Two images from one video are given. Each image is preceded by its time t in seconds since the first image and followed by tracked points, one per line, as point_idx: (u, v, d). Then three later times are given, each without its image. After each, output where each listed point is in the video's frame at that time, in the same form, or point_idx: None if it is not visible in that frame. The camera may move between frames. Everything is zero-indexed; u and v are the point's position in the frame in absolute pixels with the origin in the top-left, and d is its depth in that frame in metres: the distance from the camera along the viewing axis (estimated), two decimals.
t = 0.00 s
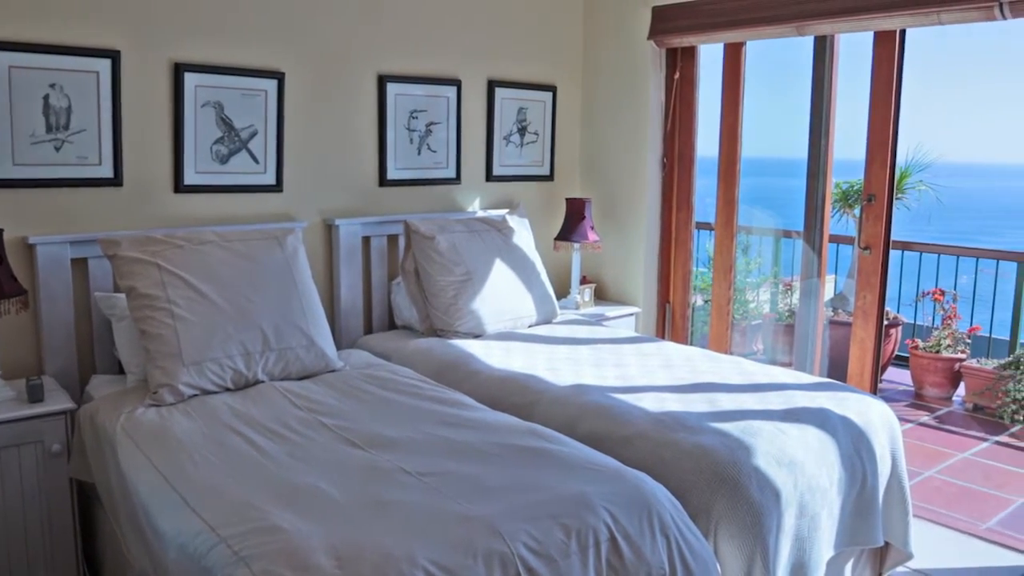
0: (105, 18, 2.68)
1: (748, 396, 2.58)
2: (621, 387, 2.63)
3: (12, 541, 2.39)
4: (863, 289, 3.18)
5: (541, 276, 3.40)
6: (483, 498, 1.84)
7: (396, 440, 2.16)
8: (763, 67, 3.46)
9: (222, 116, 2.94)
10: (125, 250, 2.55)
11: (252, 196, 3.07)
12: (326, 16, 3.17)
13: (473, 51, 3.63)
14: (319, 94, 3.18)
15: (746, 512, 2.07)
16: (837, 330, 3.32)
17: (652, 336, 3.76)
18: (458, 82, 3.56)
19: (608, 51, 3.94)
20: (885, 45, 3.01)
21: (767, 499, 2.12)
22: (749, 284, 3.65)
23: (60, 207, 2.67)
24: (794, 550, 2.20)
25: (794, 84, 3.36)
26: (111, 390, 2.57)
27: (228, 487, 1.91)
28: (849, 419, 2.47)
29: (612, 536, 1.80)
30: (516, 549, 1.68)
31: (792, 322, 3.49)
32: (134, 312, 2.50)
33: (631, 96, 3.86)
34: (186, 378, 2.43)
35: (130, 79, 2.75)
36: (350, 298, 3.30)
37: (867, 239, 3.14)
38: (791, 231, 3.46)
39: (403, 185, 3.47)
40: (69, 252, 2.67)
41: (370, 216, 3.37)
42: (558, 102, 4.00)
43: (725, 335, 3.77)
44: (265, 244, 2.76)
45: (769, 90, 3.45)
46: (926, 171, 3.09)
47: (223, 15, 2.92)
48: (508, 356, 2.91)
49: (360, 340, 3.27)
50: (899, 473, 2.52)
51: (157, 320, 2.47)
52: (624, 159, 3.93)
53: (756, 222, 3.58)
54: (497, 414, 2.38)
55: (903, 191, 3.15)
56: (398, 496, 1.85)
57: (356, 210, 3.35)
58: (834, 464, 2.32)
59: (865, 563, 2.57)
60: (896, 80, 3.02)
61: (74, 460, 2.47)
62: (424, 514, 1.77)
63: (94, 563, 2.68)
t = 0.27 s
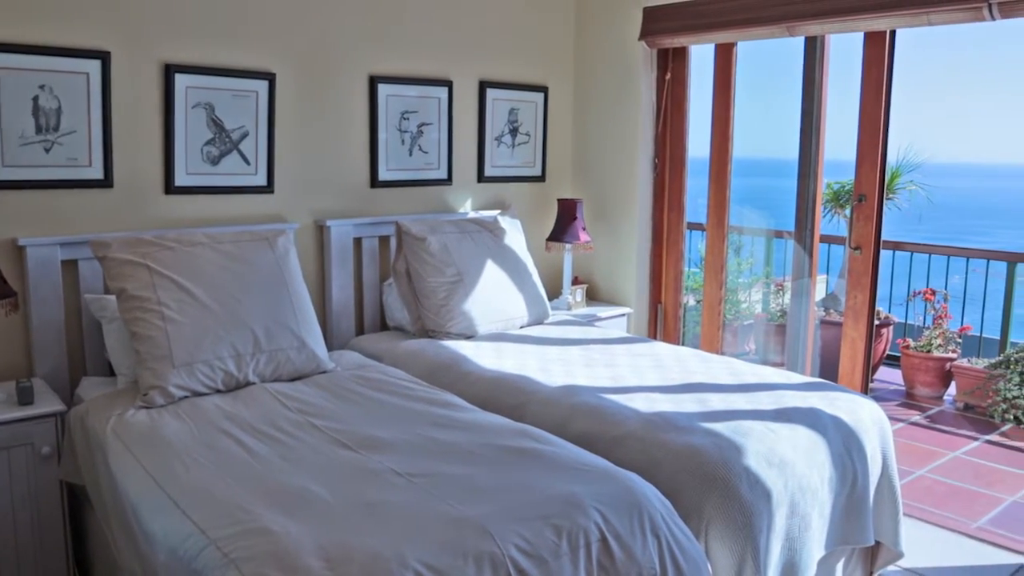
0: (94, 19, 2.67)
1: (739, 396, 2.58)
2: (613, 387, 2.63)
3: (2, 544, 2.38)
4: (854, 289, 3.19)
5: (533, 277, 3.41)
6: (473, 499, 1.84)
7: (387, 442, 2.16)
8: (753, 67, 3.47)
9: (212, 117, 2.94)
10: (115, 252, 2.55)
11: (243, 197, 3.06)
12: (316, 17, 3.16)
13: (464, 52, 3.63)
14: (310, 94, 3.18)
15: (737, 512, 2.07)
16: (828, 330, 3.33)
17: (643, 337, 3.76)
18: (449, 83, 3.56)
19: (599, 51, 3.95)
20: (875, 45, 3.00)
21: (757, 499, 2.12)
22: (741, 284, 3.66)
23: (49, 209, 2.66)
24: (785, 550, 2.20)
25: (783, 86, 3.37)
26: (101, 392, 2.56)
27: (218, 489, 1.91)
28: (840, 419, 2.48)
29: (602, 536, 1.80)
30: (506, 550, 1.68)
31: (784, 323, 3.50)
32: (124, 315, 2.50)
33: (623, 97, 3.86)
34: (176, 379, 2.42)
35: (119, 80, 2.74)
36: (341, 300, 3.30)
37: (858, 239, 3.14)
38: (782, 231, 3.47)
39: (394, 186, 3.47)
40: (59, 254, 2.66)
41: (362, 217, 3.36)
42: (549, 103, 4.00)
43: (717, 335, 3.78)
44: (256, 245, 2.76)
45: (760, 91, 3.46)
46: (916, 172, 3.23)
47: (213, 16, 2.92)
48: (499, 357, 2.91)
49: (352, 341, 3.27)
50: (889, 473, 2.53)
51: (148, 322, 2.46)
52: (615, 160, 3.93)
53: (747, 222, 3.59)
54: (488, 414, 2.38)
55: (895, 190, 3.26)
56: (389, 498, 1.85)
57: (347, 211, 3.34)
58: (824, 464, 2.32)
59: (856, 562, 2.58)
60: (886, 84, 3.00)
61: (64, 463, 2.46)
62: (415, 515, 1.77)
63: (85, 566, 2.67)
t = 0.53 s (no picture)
0: (82, 19, 2.66)
1: (728, 395, 2.59)
2: (602, 387, 2.63)
3: None
4: (842, 290, 3.20)
5: (522, 277, 3.41)
6: (462, 500, 1.84)
7: (376, 443, 2.16)
8: (742, 68, 3.48)
9: (201, 118, 2.93)
10: (104, 253, 2.54)
11: (232, 199, 3.05)
12: (305, 18, 3.16)
13: (454, 52, 3.63)
14: (299, 95, 3.17)
15: (726, 511, 2.08)
16: (818, 330, 3.34)
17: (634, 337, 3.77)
18: (438, 83, 3.57)
19: (589, 52, 3.95)
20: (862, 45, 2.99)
21: (746, 499, 2.12)
22: (731, 284, 3.66)
23: (37, 211, 2.64)
24: (774, 549, 2.21)
25: (772, 88, 3.38)
26: (90, 395, 2.56)
27: (207, 491, 1.90)
28: (829, 418, 2.49)
29: (592, 537, 1.80)
30: (495, 551, 1.68)
31: (774, 323, 3.51)
32: (113, 316, 2.49)
33: (613, 98, 3.86)
34: (165, 381, 2.41)
35: (108, 81, 2.73)
36: (331, 301, 3.29)
37: (846, 239, 3.15)
38: (771, 231, 3.47)
39: (384, 188, 3.47)
40: (47, 256, 2.65)
41: (351, 219, 3.36)
42: (539, 104, 4.01)
43: (707, 336, 3.78)
44: (245, 247, 2.75)
45: (749, 92, 3.47)
46: (904, 172, 3.25)
47: (201, 17, 2.91)
48: (489, 358, 2.92)
49: (342, 343, 3.27)
50: (878, 472, 2.53)
51: (136, 324, 2.46)
52: (605, 160, 3.94)
53: (737, 222, 3.59)
54: (477, 415, 2.38)
55: (884, 190, 3.29)
56: (378, 499, 1.85)
57: (337, 212, 3.34)
58: (813, 463, 2.33)
59: (845, 561, 2.59)
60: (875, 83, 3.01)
61: (52, 465, 2.45)
62: (404, 516, 1.77)
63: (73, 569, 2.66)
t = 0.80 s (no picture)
0: (70, 20, 2.65)
1: (718, 396, 2.60)
2: (593, 388, 2.64)
3: None
4: (832, 289, 3.21)
5: (513, 278, 3.41)
6: (452, 501, 1.84)
7: (366, 444, 2.15)
8: (733, 69, 3.49)
9: (191, 119, 2.93)
10: (93, 255, 2.52)
11: (222, 200, 3.05)
12: (295, 18, 3.15)
13: (444, 53, 3.63)
14: (289, 96, 3.17)
15: (716, 511, 2.08)
16: (808, 330, 3.35)
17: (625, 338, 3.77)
18: (429, 84, 3.56)
19: (579, 53, 3.95)
20: (852, 44, 3.05)
21: (736, 499, 2.13)
22: (722, 284, 3.67)
23: (26, 212, 2.63)
24: (764, 549, 2.21)
25: (761, 88, 3.40)
26: (79, 397, 2.55)
27: (196, 493, 1.90)
28: (819, 418, 2.50)
29: (581, 537, 1.80)
30: (484, 551, 1.68)
31: (765, 323, 3.52)
32: (102, 318, 2.48)
33: (604, 99, 3.87)
34: (154, 383, 2.41)
35: (96, 82, 2.72)
36: (322, 302, 3.29)
37: (837, 239, 3.17)
38: (761, 231, 3.48)
39: (374, 188, 3.47)
40: (36, 257, 2.64)
41: (341, 220, 3.35)
42: (530, 104, 4.01)
43: (698, 336, 3.79)
44: (235, 248, 2.75)
45: (739, 93, 3.48)
46: (893, 172, 3.22)
47: (190, 17, 2.90)
48: (480, 359, 2.92)
49: (332, 344, 3.26)
50: (868, 471, 2.54)
51: (126, 326, 2.45)
52: (596, 161, 3.94)
53: (728, 222, 3.60)
54: (467, 416, 2.38)
55: (873, 191, 3.32)
56: (368, 500, 1.84)
57: (327, 213, 3.33)
58: (803, 463, 2.33)
59: (835, 561, 2.60)
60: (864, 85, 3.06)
61: (41, 468, 2.44)
62: (394, 518, 1.76)
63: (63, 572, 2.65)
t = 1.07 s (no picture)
0: (56, 21, 2.64)
1: (707, 396, 2.60)
2: (581, 389, 2.64)
3: None
4: (820, 289, 3.23)
5: (502, 278, 3.41)
6: (439, 502, 1.84)
7: (354, 446, 2.15)
8: (722, 70, 3.49)
9: (178, 121, 2.92)
10: (80, 257, 2.51)
11: (210, 201, 3.04)
12: (282, 19, 3.15)
13: (433, 54, 3.63)
14: (277, 97, 3.16)
15: (704, 511, 2.09)
16: (797, 330, 3.36)
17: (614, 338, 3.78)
18: (417, 85, 3.56)
19: (568, 54, 3.96)
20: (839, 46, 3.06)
21: (724, 499, 2.13)
22: (711, 285, 3.67)
23: (12, 214, 2.62)
24: (752, 549, 2.22)
25: (749, 88, 3.41)
26: (67, 399, 2.54)
27: (182, 495, 1.90)
28: (807, 418, 2.50)
29: (569, 538, 1.81)
30: (472, 553, 1.68)
31: (754, 322, 3.53)
32: (89, 320, 2.47)
33: (593, 100, 3.87)
34: (141, 385, 2.40)
35: (83, 84, 2.71)
36: (310, 304, 3.28)
37: (825, 239, 3.17)
38: (750, 231, 3.49)
39: (362, 189, 3.46)
40: (23, 259, 2.63)
41: (330, 221, 3.35)
42: (518, 105, 4.01)
43: (687, 336, 3.80)
44: (222, 250, 2.74)
45: (727, 93, 3.49)
46: (882, 172, 3.20)
47: (176, 18, 2.89)
48: (468, 360, 2.91)
49: (321, 345, 3.26)
50: (856, 471, 2.55)
51: (113, 328, 2.44)
52: (585, 162, 3.95)
53: (717, 222, 3.61)
54: (455, 417, 2.38)
55: (862, 191, 3.27)
56: (355, 502, 1.84)
57: (316, 215, 3.33)
58: (791, 463, 2.34)
59: (824, 560, 2.60)
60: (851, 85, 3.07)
61: (29, 471, 2.43)
62: (381, 519, 1.76)
63: None
